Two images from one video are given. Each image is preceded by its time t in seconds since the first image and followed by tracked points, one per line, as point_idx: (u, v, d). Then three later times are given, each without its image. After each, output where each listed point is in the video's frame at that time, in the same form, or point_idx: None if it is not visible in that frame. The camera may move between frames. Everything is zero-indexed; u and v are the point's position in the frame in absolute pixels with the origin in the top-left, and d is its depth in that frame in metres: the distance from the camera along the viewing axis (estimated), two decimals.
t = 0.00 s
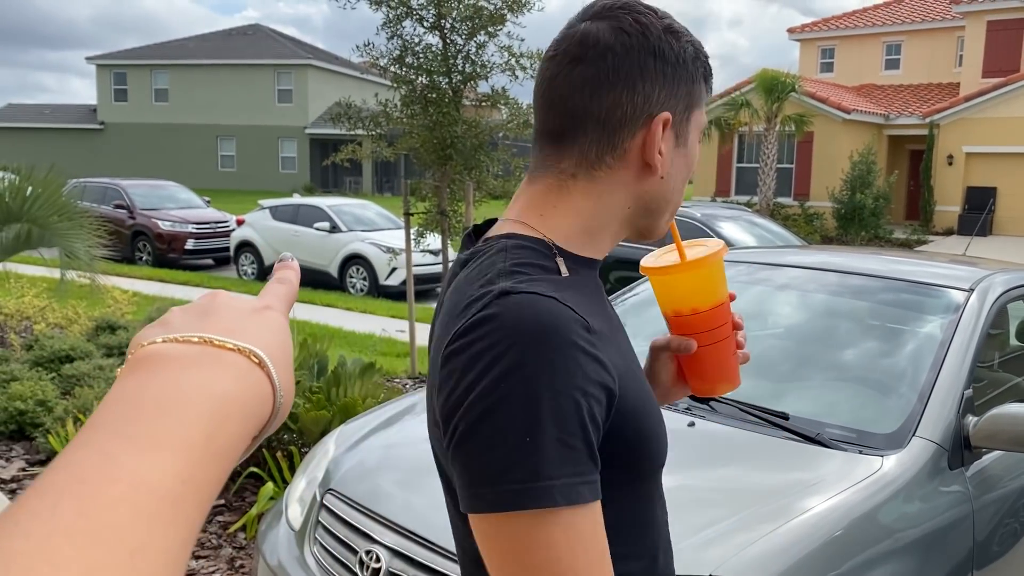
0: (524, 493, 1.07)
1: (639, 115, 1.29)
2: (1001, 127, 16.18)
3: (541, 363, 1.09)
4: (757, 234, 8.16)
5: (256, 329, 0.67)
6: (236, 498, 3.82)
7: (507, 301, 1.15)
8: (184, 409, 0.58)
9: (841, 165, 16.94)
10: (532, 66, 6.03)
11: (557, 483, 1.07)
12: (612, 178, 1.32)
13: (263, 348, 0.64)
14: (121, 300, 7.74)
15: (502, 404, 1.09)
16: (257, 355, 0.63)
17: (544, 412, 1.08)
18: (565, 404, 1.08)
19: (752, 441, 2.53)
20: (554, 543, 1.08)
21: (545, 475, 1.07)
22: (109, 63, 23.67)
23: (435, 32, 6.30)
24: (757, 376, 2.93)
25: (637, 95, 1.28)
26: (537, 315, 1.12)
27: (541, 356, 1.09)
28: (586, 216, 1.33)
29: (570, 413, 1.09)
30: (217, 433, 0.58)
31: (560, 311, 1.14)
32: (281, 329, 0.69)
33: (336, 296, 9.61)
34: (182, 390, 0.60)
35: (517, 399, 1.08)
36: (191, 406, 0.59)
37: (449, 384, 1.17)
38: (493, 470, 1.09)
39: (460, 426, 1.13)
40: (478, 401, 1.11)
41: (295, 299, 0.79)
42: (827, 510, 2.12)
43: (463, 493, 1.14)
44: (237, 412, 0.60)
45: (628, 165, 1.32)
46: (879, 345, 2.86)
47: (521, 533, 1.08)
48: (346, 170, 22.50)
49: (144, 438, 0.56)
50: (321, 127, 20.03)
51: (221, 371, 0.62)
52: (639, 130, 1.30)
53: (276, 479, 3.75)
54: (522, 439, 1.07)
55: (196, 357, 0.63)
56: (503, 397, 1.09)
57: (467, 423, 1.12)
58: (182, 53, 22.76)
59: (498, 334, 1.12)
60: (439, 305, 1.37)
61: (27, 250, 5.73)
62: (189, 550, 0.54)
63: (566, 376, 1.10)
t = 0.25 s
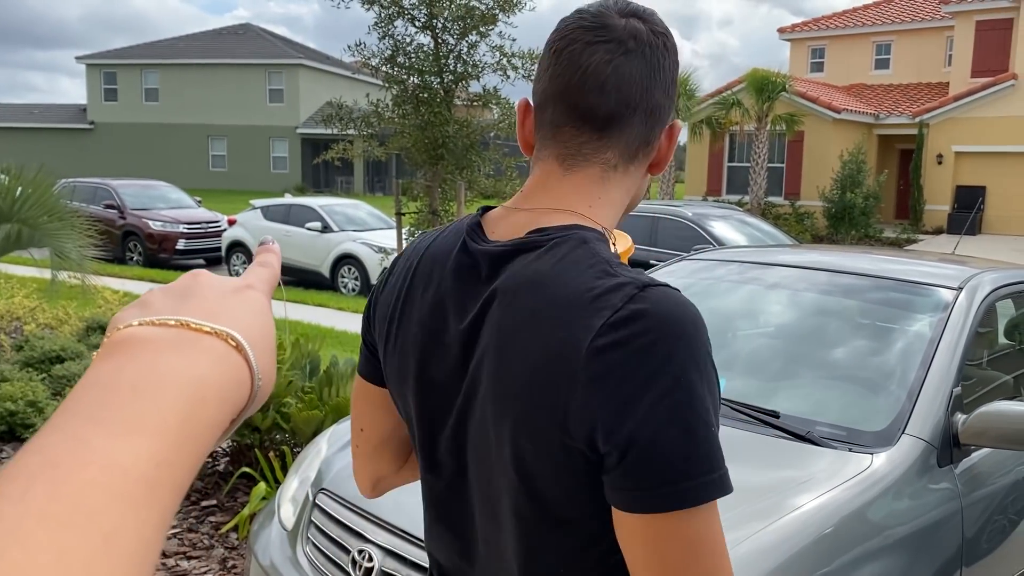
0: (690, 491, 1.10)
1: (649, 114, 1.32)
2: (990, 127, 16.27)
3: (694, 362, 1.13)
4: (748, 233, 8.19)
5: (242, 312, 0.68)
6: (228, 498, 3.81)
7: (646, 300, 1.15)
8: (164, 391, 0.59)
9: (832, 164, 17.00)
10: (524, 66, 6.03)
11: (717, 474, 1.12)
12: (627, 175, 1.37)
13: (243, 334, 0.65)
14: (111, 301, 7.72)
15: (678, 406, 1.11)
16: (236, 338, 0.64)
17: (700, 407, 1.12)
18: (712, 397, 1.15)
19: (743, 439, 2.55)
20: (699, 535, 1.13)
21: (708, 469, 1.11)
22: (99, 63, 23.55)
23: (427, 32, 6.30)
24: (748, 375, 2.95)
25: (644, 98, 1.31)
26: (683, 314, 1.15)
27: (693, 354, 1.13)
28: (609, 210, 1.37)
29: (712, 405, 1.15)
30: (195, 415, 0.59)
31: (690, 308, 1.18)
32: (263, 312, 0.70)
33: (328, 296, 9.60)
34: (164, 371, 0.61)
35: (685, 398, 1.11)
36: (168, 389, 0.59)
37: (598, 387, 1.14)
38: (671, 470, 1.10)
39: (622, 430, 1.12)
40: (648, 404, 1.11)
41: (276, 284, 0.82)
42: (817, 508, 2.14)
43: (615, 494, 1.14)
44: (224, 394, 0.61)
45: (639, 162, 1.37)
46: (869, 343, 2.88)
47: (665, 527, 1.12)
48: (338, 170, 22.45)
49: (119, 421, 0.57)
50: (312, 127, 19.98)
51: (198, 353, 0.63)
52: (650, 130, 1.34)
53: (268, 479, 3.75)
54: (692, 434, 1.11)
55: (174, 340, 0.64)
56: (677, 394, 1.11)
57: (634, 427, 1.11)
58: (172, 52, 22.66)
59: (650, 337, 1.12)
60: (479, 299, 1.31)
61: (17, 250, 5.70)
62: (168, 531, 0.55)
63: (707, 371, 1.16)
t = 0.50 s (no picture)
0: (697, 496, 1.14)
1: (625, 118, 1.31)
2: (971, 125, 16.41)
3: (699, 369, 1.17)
4: (733, 232, 8.22)
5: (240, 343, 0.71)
6: (213, 499, 3.80)
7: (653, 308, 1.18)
8: (158, 413, 0.62)
9: (815, 161, 17.09)
10: (510, 65, 6.03)
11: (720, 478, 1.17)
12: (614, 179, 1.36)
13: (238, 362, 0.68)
14: (94, 301, 7.66)
15: (682, 413, 1.15)
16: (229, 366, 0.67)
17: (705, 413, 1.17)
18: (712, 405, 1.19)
19: (728, 437, 2.56)
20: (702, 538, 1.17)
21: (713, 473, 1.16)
22: (82, 61, 23.36)
23: (412, 30, 6.29)
24: (733, 372, 2.96)
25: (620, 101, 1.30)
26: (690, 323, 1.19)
27: (697, 363, 1.17)
28: (601, 217, 1.37)
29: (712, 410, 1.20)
30: (191, 440, 0.62)
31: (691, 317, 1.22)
32: (260, 346, 0.73)
33: (313, 295, 9.56)
34: (154, 390, 0.63)
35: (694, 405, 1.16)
36: (159, 409, 0.62)
37: (606, 394, 1.16)
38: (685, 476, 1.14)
39: (640, 438, 1.15)
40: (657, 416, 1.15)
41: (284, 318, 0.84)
42: (801, 504, 2.15)
43: (622, 499, 1.17)
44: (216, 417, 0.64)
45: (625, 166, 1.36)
46: (852, 340, 2.90)
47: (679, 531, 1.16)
48: (323, 168, 22.35)
49: (110, 441, 0.60)
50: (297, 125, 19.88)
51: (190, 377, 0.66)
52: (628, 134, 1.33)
53: (252, 480, 3.74)
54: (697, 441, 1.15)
55: (171, 364, 0.66)
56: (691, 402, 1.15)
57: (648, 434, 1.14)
58: (155, 49, 22.49)
59: (659, 346, 1.15)
60: (470, 303, 1.31)
61: None
62: (158, 546, 0.58)
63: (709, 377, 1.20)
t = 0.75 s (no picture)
0: (477, 440, 1.10)
1: (539, 108, 1.39)
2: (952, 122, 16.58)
3: (505, 326, 1.13)
4: (717, 228, 8.26)
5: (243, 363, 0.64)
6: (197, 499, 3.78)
7: (470, 268, 1.20)
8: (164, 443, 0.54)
9: (798, 158, 17.20)
10: (494, 62, 6.02)
11: (513, 433, 1.10)
12: (536, 168, 1.39)
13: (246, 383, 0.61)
14: (78, 300, 7.59)
15: (471, 359, 1.12)
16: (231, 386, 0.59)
17: (515, 370, 1.12)
18: (527, 364, 1.13)
19: (711, 432, 2.58)
20: (506, 488, 1.10)
21: (509, 427, 1.10)
22: (64, 58, 23.14)
23: (397, 27, 6.26)
24: (717, 368, 2.98)
25: (543, 93, 1.39)
26: (507, 282, 1.17)
27: (505, 320, 1.14)
28: (518, 202, 1.40)
29: (534, 370, 1.13)
30: (196, 464, 0.55)
31: (518, 277, 1.19)
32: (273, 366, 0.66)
33: (298, 293, 9.53)
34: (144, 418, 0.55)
35: (491, 360, 1.12)
36: (165, 435, 0.55)
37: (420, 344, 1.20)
38: (467, 424, 1.11)
39: (439, 391, 1.14)
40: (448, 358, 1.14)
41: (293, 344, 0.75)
42: (783, 497, 2.17)
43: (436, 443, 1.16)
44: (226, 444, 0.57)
45: (544, 155, 1.38)
46: (834, 335, 2.92)
47: (484, 481, 1.11)
48: (308, 166, 22.25)
49: (112, 476, 0.51)
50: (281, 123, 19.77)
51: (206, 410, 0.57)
52: (538, 122, 1.38)
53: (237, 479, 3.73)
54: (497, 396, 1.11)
55: (172, 395, 0.57)
56: (484, 355, 1.12)
57: (443, 386, 1.13)
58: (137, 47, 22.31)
59: (461, 300, 1.16)
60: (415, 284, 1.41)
61: None
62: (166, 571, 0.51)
63: (532, 340, 1.15)
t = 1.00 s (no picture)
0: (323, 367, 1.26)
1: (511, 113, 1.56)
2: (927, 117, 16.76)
3: (376, 280, 1.30)
4: (694, 223, 8.30)
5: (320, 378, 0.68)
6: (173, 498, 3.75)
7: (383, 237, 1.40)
8: (203, 437, 0.56)
9: (775, 153, 17.32)
10: (471, 57, 6.00)
11: (349, 366, 1.24)
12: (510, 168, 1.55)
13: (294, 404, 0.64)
14: (52, 299, 7.50)
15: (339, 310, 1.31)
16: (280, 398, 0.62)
17: (372, 317, 1.27)
18: (371, 319, 1.27)
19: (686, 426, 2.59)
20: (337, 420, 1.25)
21: (346, 359, 1.24)
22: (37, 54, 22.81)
23: (372, 23, 6.23)
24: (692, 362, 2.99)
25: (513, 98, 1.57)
26: (393, 246, 1.34)
27: (378, 275, 1.30)
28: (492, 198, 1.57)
29: (387, 322, 1.27)
30: (228, 411, 0.59)
31: (406, 244, 1.35)
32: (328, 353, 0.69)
33: (276, 290, 9.46)
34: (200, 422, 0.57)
35: (358, 307, 1.28)
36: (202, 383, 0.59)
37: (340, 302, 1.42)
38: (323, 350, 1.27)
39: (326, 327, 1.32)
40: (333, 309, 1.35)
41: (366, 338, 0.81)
42: (758, 489, 2.19)
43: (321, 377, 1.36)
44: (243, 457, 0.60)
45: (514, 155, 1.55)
46: (809, 329, 2.94)
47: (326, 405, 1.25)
48: (286, 162, 22.09)
49: (152, 424, 0.55)
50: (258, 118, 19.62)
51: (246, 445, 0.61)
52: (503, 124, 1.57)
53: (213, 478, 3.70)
54: (350, 335, 1.26)
55: (216, 359, 0.63)
56: (359, 300, 1.29)
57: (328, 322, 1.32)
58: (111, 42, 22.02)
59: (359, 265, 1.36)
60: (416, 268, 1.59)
61: None
62: (197, 512, 0.54)
63: (398, 299, 1.29)
